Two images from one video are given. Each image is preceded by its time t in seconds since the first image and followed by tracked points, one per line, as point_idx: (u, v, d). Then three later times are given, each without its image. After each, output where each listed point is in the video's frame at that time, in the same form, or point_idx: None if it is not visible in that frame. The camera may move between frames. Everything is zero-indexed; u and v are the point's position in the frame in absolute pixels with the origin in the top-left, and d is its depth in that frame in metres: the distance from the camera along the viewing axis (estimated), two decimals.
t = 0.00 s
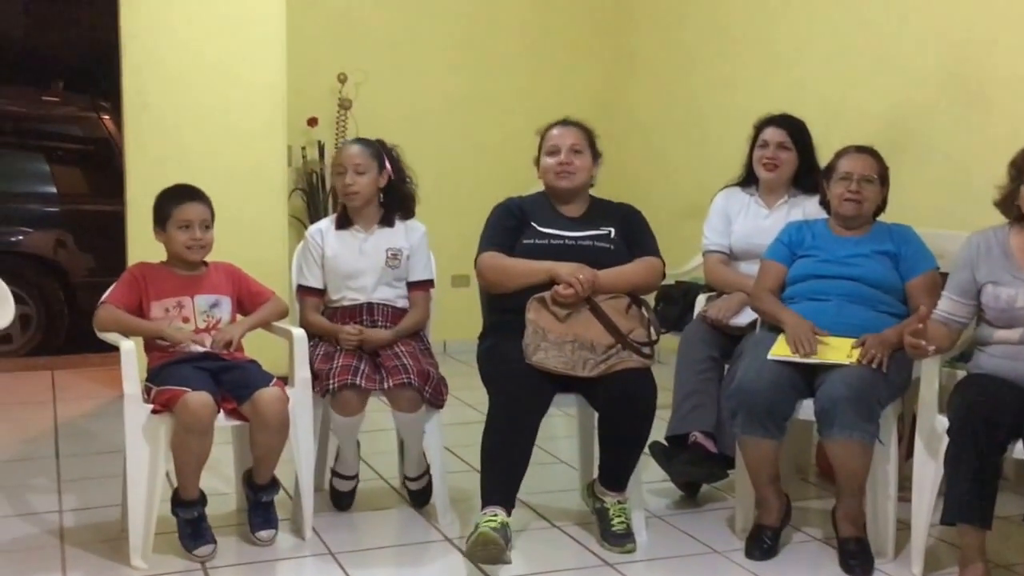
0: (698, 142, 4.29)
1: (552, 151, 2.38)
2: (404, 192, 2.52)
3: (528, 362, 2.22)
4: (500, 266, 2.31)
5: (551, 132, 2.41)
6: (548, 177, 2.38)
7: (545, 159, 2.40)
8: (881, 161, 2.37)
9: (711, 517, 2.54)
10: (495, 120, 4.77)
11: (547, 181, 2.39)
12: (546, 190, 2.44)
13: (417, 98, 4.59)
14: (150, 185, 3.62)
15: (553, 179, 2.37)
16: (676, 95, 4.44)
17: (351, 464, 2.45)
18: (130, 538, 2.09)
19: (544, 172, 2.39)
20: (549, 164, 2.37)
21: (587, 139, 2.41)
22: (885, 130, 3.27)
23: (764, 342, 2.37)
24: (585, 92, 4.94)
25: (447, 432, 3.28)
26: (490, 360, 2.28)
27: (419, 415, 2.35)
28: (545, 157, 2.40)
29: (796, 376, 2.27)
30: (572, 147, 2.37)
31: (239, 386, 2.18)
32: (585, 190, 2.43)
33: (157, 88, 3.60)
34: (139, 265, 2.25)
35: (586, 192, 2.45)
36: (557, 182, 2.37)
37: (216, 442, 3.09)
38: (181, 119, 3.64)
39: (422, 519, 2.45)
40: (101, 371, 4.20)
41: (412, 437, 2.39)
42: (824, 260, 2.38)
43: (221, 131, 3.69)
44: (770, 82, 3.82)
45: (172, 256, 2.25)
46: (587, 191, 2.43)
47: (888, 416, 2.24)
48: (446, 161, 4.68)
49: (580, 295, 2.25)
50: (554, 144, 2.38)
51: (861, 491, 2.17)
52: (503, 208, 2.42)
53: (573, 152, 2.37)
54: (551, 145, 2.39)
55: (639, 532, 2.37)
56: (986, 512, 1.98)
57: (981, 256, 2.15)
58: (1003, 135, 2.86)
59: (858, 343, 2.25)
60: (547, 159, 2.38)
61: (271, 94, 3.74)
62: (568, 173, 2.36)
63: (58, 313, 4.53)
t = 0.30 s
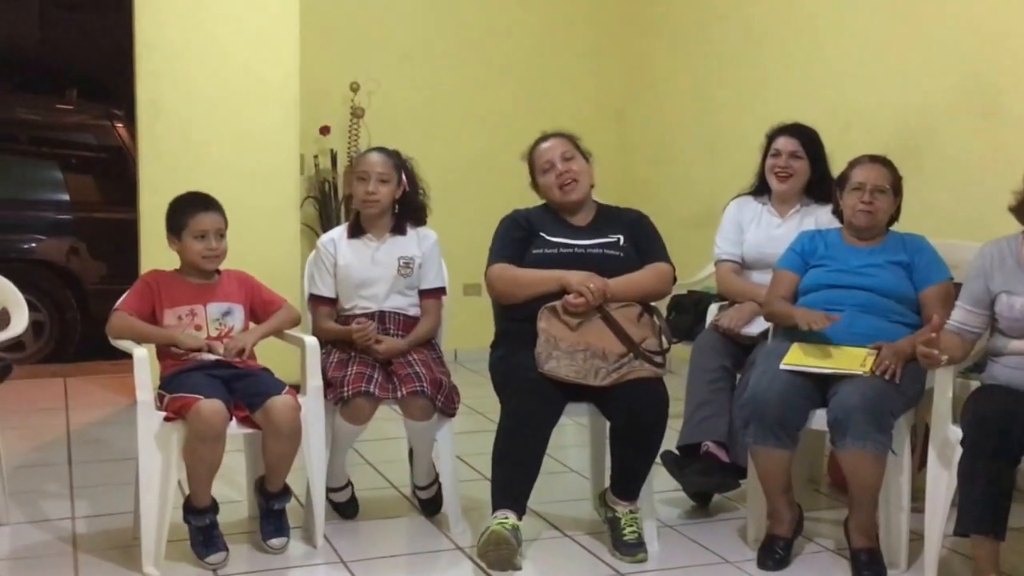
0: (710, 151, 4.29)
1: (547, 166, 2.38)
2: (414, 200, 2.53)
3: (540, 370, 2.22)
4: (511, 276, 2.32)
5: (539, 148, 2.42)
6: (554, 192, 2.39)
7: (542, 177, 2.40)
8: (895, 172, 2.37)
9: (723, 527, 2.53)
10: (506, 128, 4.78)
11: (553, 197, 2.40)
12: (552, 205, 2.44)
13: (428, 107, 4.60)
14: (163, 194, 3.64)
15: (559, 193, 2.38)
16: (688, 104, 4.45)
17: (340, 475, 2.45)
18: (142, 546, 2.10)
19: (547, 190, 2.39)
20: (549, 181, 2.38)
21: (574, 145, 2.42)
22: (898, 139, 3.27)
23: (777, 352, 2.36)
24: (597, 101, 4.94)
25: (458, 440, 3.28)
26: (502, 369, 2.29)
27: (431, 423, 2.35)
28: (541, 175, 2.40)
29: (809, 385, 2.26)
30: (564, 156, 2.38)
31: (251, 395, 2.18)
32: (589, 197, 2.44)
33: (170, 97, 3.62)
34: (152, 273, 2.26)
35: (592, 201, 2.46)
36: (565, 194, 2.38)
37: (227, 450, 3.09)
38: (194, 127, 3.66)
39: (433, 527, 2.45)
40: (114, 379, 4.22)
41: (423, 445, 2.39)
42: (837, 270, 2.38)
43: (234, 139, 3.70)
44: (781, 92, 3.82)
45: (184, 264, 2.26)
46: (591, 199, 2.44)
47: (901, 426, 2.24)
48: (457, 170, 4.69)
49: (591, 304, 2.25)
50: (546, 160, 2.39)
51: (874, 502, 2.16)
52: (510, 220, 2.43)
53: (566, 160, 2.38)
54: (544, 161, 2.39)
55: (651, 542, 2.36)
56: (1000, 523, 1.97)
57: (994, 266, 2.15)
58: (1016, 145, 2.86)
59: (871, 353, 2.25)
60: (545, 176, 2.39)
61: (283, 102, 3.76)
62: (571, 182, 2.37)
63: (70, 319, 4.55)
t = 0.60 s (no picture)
0: (719, 156, 4.28)
1: (550, 173, 2.39)
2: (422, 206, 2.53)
3: (548, 376, 2.22)
4: (519, 282, 2.32)
5: (544, 154, 2.42)
6: (560, 198, 2.38)
7: (546, 183, 2.40)
8: (905, 178, 2.36)
9: (732, 534, 2.52)
10: (514, 134, 4.78)
11: (557, 203, 2.40)
12: (558, 211, 2.44)
13: (437, 113, 4.61)
14: (173, 199, 3.65)
15: (563, 199, 2.38)
16: (696, 109, 4.45)
17: (360, 478, 2.46)
18: (151, 551, 2.10)
19: (552, 196, 2.39)
20: (554, 186, 2.38)
21: (578, 150, 2.42)
22: (907, 144, 3.26)
23: (786, 358, 2.36)
24: (605, 107, 4.95)
25: (466, 446, 3.28)
26: (511, 375, 2.29)
27: (439, 429, 2.35)
28: (546, 181, 2.40)
29: (818, 392, 2.26)
30: (568, 162, 2.38)
31: (260, 400, 2.19)
32: (595, 202, 2.44)
33: (179, 103, 3.64)
34: (162, 279, 2.27)
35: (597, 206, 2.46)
36: (570, 200, 2.38)
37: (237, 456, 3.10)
38: (203, 133, 3.67)
39: (441, 533, 2.44)
40: (124, 384, 4.23)
41: (432, 451, 2.39)
42: (846, 276, 2.38)
43: (243, 145, 3.72)
44: (790, 97, 3.82)
45: (194, 270, 2.27)
46: (597, 204, 2.44)
47: (911, 432, 2.23)
48: (465, 175, 4.70)
49: (598, 310, 2.25)
50: (550, 167, 2.39)
51: (884, 508, 2.15)
52: (516, 227, 2.42)
53: (570, 165, 2.38)
54: (547, 167, 2.39)
55: (660, 548, 2.35)
56: (1011, 530, 1.95)
57: (1005, 272, 2.14)
58: None
59: (881, 359, 2.24)
60: (548, 182, 2.39)
61: (292, 108, 3.77)
62: (575, 187, 2.36)
63: (79, 325, 4.55)
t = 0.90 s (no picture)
0: (723, 159, 4.28)
1: (564, 172, 2.39)
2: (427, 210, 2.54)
3: (553, 379, 2.22)
4: (525, 285, 2.32)
5: (559, 154, 2.42)
6: (571, 198, 2.38)
7: (558, 182, 2.41)
8: (909, 181, 2.36)
9: (737, 538, 2.52)
10: (518, 137, 4.79)
11: (567, 202, 2.40)
12: (567, 212, 2.44)
13: (441, 116, 4.62)
14: (177, 203, 3.65)
15: (573, 199, 2.38)
16: (700, 113, 4.45)
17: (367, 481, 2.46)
18: (156, 555, 2.11)
19: (563, 194, 2.40)
20: (566, 186, 2.38)
21: (595, 153, 2.42)
22: (912, 148, 3.26)
23: (790, 361, 2.35)
24: (609, 110, 4.95)
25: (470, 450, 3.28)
26: (516, 379, 2.29)
27: (444, 433, 2.36)
28: (558, 180, 2.41)
29: (823, 396, 2.26)
30: (584, 163, 2.38)
31: (265, 404, 2.19)
32: (605, 207, 2.44)
33: (184, 107, 3.64)
34: (167, 283, 2.28)
35: (607, 210, 2.46)
36: (580, 200, 2.38)
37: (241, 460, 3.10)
38: (207, 137, 3.68)
39: (446, 537, 2.44)
40: (128, 388, 4.23)
41: (436, 455, 2.39)
42: (851, 279, 2.37)
43: (247, 149, 3.72)
44: (794, 100, 3.82)
45: (198, 274, 2.28)
46: (607, 207, 2.44)
47: (916, 436, 2.23)
48: (469, 179, 4.70)
49: (604, 313, 2.25)
50: (565, 166, 2.39)
51: (890, 512, 2.14)
52: (523, 229, 2.43)
53: (585, 168, 2.38)
54: (562, 166, 2.40)
55: (664, 552, 2.35)
56: (1017, 535, 1.94)
57: (1010, 276, 2.13)
58: None
59: (886, 362, 2.24)
60: (561, 180, 2.39)
61: (296, 113, 3.77)
62: (587, 189, 2.36)
63: (84, 326, 4.61)
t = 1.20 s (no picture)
0: (723, 162, 4.29)
1: (587, 168, 2.39)
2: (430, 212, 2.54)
3: (553, 381, 2.22)
4: (528, 286, 2.32)
5: (588, 151, 2.42)
6: (581, 196, 2.38)
7: (578, 174, 2.41)
8: (909, 182, 2.36)
9: (738, 540, 2.52)
10: (519, 139, 4.79)
11: (578, 197, 2.40)
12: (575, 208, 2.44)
13: (441, 118, 4.62)
14: (177, 206, 3.66)
15: (585, 196, 2.38)
16: (700, 115, 4.45)
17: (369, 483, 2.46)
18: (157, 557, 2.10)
19: (577, 188, 2.40)
20: (582, 181, 2.38)
21: (623, 163, 2.42)
22: (912, 149, 3.26)
23: (791, 363, 2.35)
24: (609, 112, 4.95)
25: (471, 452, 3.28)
26: (516, 382, 2.29)
27: (445, 435, 2.36)
28: (579, 173, 2.41)
29: (824, 398, 2.25)
30: (608, 167, 2.38)
31: (266, 407, 2.19)
32: (614, 215, 2.43)
33: (184, 109, 3.65)
34: (167, 286, 2.28)
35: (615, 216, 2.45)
36: (589, 199, 2.37)
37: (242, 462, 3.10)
38: (208, 140, 3.68)
39: (447, 540, 2.44)
40: (129, 391, 4.24)
41: (437, 458, 2.39)
42: (852, 281, 2.37)
43: (247, 151, 3.72)
44: (794, 102, 3.82)
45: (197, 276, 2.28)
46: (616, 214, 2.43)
47: (916, 438, 2.23)
48: (470, 180, 4.70)
49: (605, 315, 2.25)
50: (590, 162, 2.39)
51: (891, 514, 2.14)
52: (528, 229, 2.43)
53: (608, 173, 2.38)
54: (587, 161, 2.40)
55: (665, 554, 2.35)
56: (1019, 537, 1.94)
57: (1010, 278, 2.13)
58: None
59: (887, 364, 2.24)
60: (581, 174, 2.39)
61: (296, 115, 3.78)
62: (600, 192, 2.36)
63: (86, 329, 4.62)
